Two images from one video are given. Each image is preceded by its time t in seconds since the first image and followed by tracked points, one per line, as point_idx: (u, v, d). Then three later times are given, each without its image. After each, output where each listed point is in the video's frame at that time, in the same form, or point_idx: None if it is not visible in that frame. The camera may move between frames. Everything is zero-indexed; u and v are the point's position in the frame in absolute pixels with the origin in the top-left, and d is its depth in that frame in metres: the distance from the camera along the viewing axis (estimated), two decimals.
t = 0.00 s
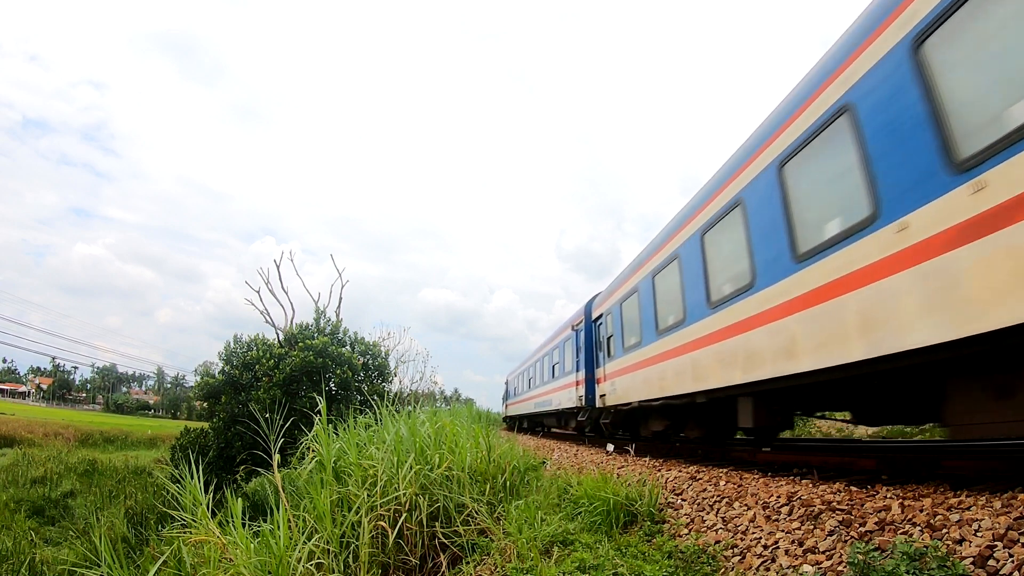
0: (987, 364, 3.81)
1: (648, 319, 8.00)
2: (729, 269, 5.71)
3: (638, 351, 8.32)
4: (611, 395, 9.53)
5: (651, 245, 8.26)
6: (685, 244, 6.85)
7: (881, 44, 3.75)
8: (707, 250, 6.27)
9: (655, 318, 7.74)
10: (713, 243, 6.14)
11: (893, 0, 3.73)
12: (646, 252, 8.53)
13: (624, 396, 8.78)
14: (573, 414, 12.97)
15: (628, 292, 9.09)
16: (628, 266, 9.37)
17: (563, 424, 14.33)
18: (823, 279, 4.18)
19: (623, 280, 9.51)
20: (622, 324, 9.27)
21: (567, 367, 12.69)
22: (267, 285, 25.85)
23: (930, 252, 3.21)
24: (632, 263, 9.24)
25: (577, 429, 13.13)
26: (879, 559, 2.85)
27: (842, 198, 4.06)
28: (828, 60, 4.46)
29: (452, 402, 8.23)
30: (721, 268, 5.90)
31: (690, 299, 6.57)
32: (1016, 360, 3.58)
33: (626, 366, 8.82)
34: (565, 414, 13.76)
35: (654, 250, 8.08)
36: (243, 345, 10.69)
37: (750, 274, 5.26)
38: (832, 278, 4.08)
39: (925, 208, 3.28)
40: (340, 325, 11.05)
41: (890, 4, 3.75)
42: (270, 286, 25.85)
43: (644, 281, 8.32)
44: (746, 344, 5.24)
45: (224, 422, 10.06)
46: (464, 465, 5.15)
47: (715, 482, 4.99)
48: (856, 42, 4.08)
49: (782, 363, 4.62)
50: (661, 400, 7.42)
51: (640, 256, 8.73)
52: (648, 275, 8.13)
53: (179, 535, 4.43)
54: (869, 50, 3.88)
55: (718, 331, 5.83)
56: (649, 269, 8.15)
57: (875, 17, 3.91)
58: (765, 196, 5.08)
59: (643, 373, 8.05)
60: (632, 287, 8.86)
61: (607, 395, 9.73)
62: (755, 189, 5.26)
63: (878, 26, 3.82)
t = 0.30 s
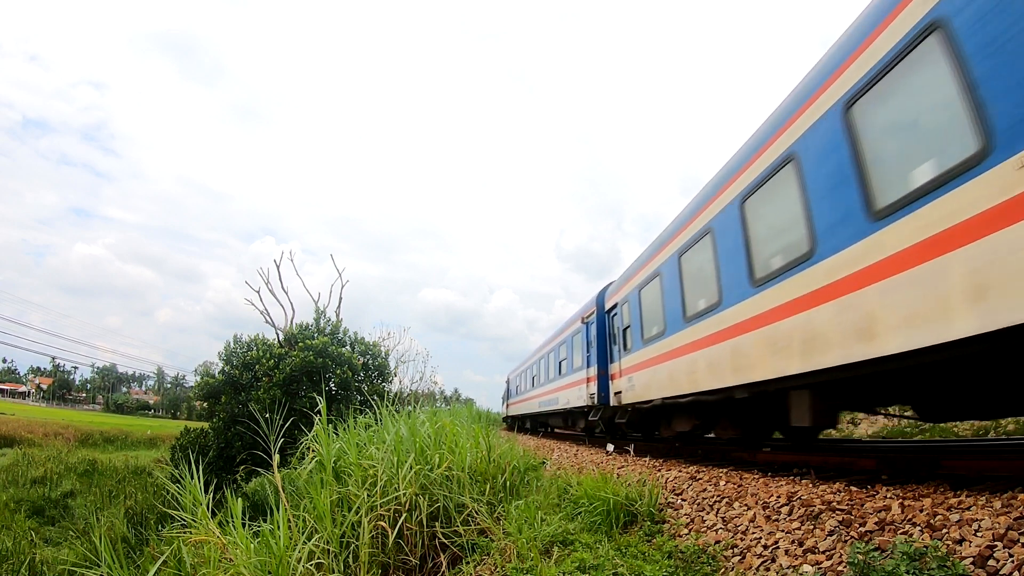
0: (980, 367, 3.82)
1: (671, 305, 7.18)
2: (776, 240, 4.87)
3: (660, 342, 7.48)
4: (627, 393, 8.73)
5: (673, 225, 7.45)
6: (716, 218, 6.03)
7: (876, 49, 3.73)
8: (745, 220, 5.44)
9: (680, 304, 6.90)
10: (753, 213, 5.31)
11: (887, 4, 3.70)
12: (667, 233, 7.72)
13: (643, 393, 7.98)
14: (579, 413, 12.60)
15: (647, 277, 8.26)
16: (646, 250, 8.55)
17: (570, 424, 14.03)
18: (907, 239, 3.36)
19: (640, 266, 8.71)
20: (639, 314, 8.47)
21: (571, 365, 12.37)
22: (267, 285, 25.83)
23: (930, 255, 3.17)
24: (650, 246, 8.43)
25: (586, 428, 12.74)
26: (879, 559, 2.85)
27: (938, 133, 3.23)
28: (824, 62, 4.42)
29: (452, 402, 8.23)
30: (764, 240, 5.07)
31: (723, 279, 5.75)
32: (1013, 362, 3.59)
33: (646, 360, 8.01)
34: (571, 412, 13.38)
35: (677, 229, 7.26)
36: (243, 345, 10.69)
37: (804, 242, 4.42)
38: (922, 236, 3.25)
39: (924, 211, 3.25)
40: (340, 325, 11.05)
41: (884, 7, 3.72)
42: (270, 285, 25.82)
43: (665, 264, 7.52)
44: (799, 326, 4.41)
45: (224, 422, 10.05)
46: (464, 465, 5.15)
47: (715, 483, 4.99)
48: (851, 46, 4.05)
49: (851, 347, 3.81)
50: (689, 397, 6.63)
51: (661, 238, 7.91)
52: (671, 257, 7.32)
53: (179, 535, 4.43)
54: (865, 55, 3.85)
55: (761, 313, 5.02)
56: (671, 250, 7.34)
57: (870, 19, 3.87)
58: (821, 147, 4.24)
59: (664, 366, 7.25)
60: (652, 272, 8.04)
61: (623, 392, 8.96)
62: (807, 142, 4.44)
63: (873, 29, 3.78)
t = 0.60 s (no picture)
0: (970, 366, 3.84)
1: (702, 288, 6.34)
2: (798, 226, 4.54)
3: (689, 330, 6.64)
4: (651, 388, 7.89)
5: (703, 198, 6.61)
6: (759, 180, 5.18)
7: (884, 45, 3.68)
8: (799, 176, 4.58)
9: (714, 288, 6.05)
10: (807, 170, 4.47)
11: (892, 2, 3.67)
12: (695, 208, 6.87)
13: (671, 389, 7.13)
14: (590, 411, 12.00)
15: (672, 258, 7.40)
16: (670, 229, 7.71)
17: (578, 424, 13.52)
18: (948, 220, 3.04)
19: (663, 248, 7.85)
20: (663, 301, 7.64)
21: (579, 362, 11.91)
22: (266, 285, 25.80)
23: (929, 256, 3.14)
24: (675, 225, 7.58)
25: (596, 428, 12.14)
26: (879, 559, 2.85)
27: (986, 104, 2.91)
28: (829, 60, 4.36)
29: (452, 402, 8.24)
30: (785, 227, 4.74)
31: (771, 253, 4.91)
32: (1014, 363, 3.59)
33: (672, 354, 7.17)
34: (579, 411, 12.79)
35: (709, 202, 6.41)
36: (243, 345, 10.69)
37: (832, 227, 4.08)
38: (965, 217, 2.93)
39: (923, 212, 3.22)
40: (340, 325, 11.05)
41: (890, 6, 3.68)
42: (270, 285, 25.77)
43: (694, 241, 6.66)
44: (875, 302, 3.56)
45: (224, 422, 10.06)
46: (464, 465, 5.15)
47: (714, 482, 4.99)
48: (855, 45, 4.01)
49: (956, 319, 2.95)
50: (726, 394, 5.86)
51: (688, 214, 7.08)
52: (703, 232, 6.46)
53: (179, 535, 4.43)
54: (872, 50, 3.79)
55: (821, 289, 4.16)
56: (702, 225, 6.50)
57: (877, 16, 3.82)
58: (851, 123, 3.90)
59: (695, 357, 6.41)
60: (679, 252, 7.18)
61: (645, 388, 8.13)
62: (884, 71, 3.61)
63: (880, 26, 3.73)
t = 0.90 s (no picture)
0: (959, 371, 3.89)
1: (744, 263, 5.56)
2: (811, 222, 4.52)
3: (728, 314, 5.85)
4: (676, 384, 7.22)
5: (740, 166, 5.88)
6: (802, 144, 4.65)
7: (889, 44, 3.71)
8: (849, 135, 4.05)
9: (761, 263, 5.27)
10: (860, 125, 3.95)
11: None
12: (729, 179, 6.13)
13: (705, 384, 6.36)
14: (598, 410, 11.21)
15: (704, 235, 6.61)
16: (699, 203, 6.92)
17: (582, 426, 12.80)
18: (964, 214, 3.03)
19: (691, 225, 7.06)
20: (693, 284, 6.85)
21: (586, 358, 11.19)
22: (266, 285, 25.82)
23: (945, 251, 3.14)
24: (704, 199, 6.82)
25: (604, 429, 11.36)
26: (879, 559, 2.85)
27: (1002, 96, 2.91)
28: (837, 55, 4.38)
29: (452, 402, 8.23)
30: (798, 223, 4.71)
31: (837, 214, 4.15)
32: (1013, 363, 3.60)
33: (705, 342, 6.39)
34: (585, 411, 12.00)
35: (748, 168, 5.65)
36: (243, 345, 10.69)
37: (843, 224, 4.08)
38: (981, 212, 2.93)
39: (939, 206, 3.21)
40: (340, 325, 11.05)
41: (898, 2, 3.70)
42: (270, 285, 25.80)
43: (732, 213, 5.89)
44: (996, 253, 2.82)
45: (224, 422, 10.06)
46: (464, 465, 5.15)
47: (715, 482, 4.99)
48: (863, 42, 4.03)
49: (974, 314, 2.96)
50: (779, 385, 5.09)
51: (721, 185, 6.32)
52: (742, 201, 5.68)
53: (179, 535, 4.43)
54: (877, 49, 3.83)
55: (881, 263, 3.66)
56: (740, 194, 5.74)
57: (887, 10, 3.81)
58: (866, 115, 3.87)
59: (737, 344, 5.63)
60: (711, 229, 6.41)
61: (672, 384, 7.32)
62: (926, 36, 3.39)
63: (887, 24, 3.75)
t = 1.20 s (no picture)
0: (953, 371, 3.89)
1: (795, 230, 4.73)
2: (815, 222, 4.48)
3: (775, 292, 5.01)
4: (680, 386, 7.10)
5: (779, 129, 5.19)
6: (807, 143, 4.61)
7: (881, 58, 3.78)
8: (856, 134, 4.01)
9: (816, 228, 4.45)
10: (866, 124, 3.91)
11: (893, 13, 3.75)
12: (750, 160, 5.69)
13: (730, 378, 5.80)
14: (612, 410, 10.34)
15: (740, 205, 5.78)
16: (731, 174, 6.16)
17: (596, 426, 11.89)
18: (970, 215, 3.01)
19: (723, 196, 6.24)
20: (717, 268, 6.25)
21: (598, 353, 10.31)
22: (266, 285, 25.83)
23: (951, 251, 3.12)
24: (737, 168, 6.04)
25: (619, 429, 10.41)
26: (879, 559, 2.85)
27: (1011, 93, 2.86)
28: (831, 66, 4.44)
29: (452, 402, 8.24)
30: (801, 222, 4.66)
31: (927, 155, 3.34)
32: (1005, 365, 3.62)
33: (743, 328, 5.56)
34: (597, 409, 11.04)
35: (784, 136, 5.04)
36: (243, 345, 10.69)
37: (851, 224, 4.04)
38: (986, 212, 2.91)
39: (944, 207, 3.19)
40: (340, 325, 11.05)
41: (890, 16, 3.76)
42: (269, 285, 25.79)
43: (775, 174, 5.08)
44: (1002, 253, 2.80)
45: (224, 422, 10.06)
46: (464, 465, 5.15)
47: (715, 482, 4.99)
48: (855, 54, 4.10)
49: (983, 316, 2.94)
50: (849, 373, 4.24)
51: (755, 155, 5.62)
52: (776, 171, 5.09)
53: (179, 535, 4.43)
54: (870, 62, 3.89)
55: (886, 263, 3.64)
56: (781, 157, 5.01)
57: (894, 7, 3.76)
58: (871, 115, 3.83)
59: (786, 327, 4.79)
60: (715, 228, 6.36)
61: (703, 378, 6.43)
62: (931, 34, 3.35)
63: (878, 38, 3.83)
